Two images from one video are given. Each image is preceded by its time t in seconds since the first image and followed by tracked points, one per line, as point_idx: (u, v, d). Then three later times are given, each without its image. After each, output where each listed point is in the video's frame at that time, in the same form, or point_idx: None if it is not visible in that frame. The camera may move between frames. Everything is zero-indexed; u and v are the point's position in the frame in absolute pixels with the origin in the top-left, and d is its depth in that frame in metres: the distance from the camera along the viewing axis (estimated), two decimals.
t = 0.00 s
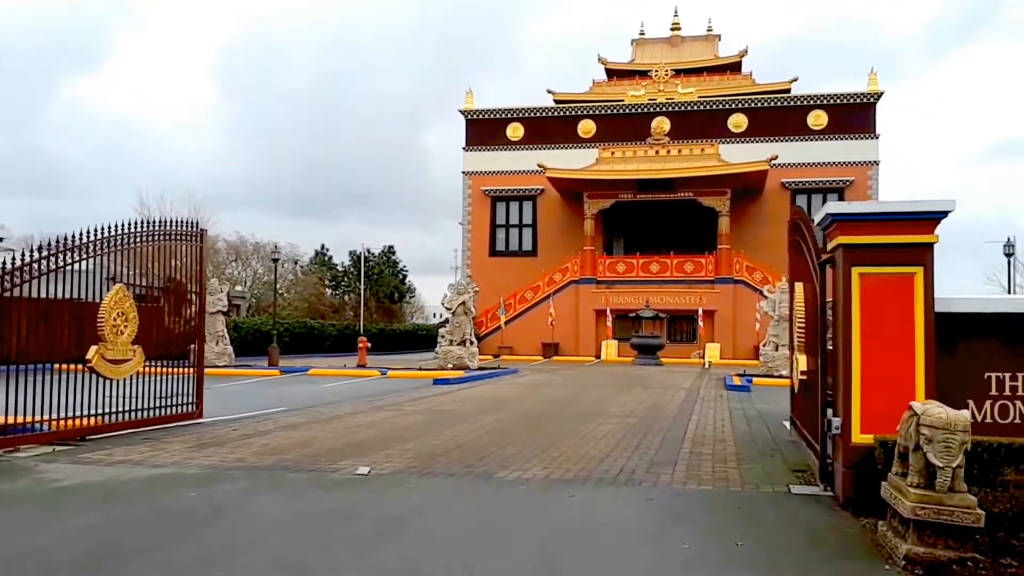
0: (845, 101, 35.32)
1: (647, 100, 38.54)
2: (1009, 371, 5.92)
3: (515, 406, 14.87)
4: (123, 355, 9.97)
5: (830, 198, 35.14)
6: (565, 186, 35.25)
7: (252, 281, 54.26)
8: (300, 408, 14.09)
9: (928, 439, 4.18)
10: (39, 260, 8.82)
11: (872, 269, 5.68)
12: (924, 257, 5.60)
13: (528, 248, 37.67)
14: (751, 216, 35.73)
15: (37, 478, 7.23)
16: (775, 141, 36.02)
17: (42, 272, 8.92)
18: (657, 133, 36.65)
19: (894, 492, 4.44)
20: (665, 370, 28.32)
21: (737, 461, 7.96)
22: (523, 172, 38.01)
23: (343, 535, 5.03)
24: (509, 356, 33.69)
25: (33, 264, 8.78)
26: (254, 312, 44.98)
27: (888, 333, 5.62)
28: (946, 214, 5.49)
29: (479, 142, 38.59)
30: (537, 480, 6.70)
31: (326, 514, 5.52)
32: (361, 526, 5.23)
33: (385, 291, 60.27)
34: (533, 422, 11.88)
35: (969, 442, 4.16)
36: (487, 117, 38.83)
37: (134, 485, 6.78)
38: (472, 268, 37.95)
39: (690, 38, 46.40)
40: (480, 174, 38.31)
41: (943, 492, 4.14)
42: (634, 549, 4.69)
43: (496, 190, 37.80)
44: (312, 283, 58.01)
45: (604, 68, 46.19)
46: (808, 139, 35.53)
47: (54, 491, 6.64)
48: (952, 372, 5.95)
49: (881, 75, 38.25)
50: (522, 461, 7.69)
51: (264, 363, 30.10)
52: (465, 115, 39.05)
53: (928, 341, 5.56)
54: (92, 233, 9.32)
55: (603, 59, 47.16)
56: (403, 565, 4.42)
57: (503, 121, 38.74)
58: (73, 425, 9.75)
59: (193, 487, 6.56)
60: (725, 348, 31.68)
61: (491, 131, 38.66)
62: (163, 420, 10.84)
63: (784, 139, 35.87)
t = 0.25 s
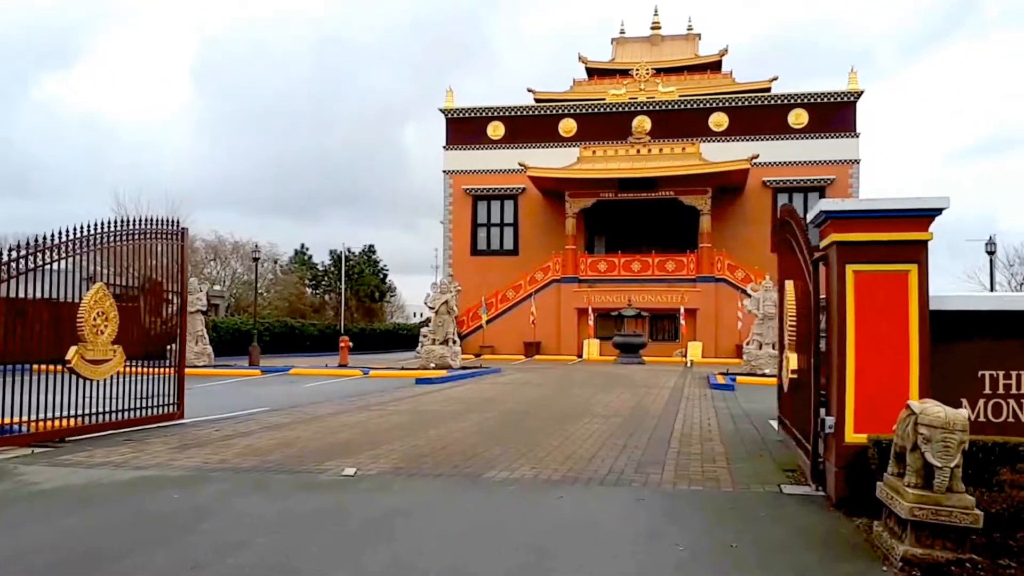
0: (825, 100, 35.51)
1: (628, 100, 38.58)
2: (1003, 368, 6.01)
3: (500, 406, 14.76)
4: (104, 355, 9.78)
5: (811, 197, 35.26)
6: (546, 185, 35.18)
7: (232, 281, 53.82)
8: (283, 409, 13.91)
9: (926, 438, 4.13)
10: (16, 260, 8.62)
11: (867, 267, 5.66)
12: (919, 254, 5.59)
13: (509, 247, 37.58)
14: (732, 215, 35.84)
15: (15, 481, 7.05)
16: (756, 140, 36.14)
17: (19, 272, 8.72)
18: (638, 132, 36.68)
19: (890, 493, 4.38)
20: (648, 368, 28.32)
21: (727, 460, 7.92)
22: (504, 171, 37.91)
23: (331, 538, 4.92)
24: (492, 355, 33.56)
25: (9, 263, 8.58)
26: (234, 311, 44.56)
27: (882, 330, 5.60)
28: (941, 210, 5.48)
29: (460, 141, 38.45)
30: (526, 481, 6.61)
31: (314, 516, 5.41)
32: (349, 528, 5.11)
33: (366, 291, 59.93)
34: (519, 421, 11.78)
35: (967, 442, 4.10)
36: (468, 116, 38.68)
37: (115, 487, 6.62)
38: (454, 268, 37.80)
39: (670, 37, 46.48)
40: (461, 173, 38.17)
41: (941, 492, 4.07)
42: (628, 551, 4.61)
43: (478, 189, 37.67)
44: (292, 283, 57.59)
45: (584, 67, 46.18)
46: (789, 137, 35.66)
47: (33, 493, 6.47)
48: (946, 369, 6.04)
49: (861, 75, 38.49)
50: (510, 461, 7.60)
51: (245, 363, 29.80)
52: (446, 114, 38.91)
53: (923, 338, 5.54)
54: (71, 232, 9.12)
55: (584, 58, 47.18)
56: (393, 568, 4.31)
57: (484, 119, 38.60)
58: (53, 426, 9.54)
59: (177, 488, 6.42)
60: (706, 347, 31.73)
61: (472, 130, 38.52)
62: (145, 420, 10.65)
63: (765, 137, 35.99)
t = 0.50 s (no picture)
0: (807, 99, 35.65)
1: (610, 99, 38.57)
2: (997, 367, 5.99)
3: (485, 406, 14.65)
4: (85, 356, 9.60)
5: (794, 196, 35.39)
6: (529, 184, 35.08)
7: (212, 281, 53.33)
8: (266, 409, 13.73)
9: (925, 438, 4.07)
10: None
11: (860, 264, 5.62)
12: (912, 250, 5.56)
13: (492, 247, 37.49)
14: (715, 214, 35.93)
15: None
16: (738, 139, 36.24)
17: None
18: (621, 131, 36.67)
19: (888, 493, 4.32)
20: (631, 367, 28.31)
21: (717, 459, 7.87)
22: (486, 170, 37.78)
23: (321, 542, 4.81)
24: (475, 354, 33.45)
25: None
26: (214, 311, 44.17)
27: (876, 327, 5.56)
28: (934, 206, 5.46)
29: (442, 140, 38.30)
30: (516, 481, 6.51)
31: (301, 520, 5.29)
32: (339, 533, 4.99)
33: (348, 291, 59.62)
34: (506, 421, 11.68)
35: (965, 442, 4.05)
36: (449, 115, 38.49)
37: (97, 490, 6.47)
38: (436, 267, 37.66)
39: (651, 36, 46.53)
40: (443, 172, 38.02)
41: (940, 493, 4.02)
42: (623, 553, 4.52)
43: (460, 188, 37.54)
44: (273, 283, 57.20)
45: (566, 66, 46.14)
46: (771, 137, 35.79)
47: (14, 496, 6.31)
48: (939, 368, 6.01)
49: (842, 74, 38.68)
50: (498, 462, 7.51)
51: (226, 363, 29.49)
52: (428, 113, 38.72)
53: (917, 335, 5.51)
54: (48, 232, 8.92)
55: (565, 57, 47.14)
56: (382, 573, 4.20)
57: (466, 118, 38.42)
58: (33, 428, 9.35)
59: (160, 491, 6.28)
60: (689, 345, 31.82)
61: (454, 129, 38.36)
62: (127, 421, 10.46)
63: (747, 136, 36.09)
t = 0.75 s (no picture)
0: (790, 98, 35.75)
1: (594, 97, 38.54)
2: (992, 366, 5.98)
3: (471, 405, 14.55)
4: (68, 357, 9.41)
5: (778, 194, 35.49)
6: (514, 183, 35.00)
7: (194, 281, 52.93)
8: (252, 410, 13.57)
9: (926, 438, 4.01)
10: None
11: (854, 262, 5.58)
12: (907, 250, 5.52)
13: (476, 246, 37.38)
14: (699, 213, 35.99)
15: None
16: (722, 138, 36.31)
17: None
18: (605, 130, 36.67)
19: (887, 494, 4.26)
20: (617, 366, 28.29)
21: (708, 459, 7.82)
22: (471, 169, 37.67)
23: (309, 546, 4.69)
24: (460, 354, 33.33)
25: None
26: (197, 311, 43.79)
27: (871, 327, 5.51)
28: (929, 204, 5.41)
29: (426, 139, 38.13)
30: (507, 482, 6.42)
31: (289, 523, 5.17)
32: (329, 536, 4.90)
33: (332, 290, 59.33)
34: (493, 420, 11.59)
35: (966, 442, 3.99)
36: (433, 114, 38.32)
37: (81, 492, 6.32)
38: (420, 267, 37.52)
39: (635, 35, 46.57)
40: (427, 171, 37.85)
41: (941, 493, 3.96)
42: (618, 556, 4.45)
43: (444, 187, 37.40)
44: (256, 282, 56.82)
45: (550, 65, 46.09)
46: (754, 135, 35.88)
47: None
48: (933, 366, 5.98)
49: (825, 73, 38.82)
50: (488, 462, 7.41)
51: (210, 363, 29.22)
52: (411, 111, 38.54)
53: (912, 334, 5.47)
54: (28, 232, 8.75)
55: (549, 56, 47.11)
56: None
57: (450, 117, 38.26)
58: (15, 430, 9.16)
59: (146, 493, 6.15)
60: (673, 343, 31.83)
61: (438, 127, 38.20)
62: (110, 422, 10.28)
63: (731, 135, 36.15)
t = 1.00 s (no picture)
0: (775, 97, 35.83)
1: (579, 96, 38.51)
2: (989, 365, 5.97)
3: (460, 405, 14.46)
4: (51, 358, 9.26)
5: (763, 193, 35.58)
6: (499, 182, 34.91)
7: (179, 281, 52.55)
8: (239, 410, 13.43)
9: (926, 438, 3.97)
10: None
11: (849, 261, 5.52)
12: (903, 248, 5.47)
13: (462, 245, 37.28)
14: (685, 211, 36.04)
15: None
16: (708, 136, 36.37)
17: None
18: (590, 128, 36.65)
19: (887, 495, 4.22)
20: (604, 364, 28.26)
21: (702, 458, 7.77)
22: (456, 168, 37.55)
23: (300, 551, 4.59)
24: (446, 353, 33.21)
25: None
26: (182, 310, 43.47)
27: (866, 326, 5.47)
28: (925, 202, 5.36)
29: (410, 138, 37.96)
30: (500, 483, 6.33)
31: (280, 527, 5.07)
32: (321, 540, 4.80)
33: (317, 289, 59.09)
34: (482, 420, 11.50)
35: (968, 442, 3.95)
36: (418, 112, 38.14)
37: (66, 496, 6.19)
38: (406, 266, 37.38)
39: (619, 34, 46.58)
40: (412, 170, 37.70)
41: (943, 494, 3.92)
42: (615, 559, 4.38)
43: (429, 186, 37.27)
44: (240, 282, 56.50)
45: (535, 63, 46.03)
46: (740, 134, 35.95)
47: None
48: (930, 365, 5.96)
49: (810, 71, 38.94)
50: (479, 463, 7.32)
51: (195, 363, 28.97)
52: (396, 110, 38.36)
53: (908, 332, 5.43)
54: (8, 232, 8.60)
55: (534, 55, 47.05)
56: None
57: (435, 116, 38.12)
58: None
59: (133, 496, 6.03)
60: (660, 342, 31.82)
61: (423, 126, 38.04)
62: (95, 423, 10.14)
63: (716, 134, 36.20)
